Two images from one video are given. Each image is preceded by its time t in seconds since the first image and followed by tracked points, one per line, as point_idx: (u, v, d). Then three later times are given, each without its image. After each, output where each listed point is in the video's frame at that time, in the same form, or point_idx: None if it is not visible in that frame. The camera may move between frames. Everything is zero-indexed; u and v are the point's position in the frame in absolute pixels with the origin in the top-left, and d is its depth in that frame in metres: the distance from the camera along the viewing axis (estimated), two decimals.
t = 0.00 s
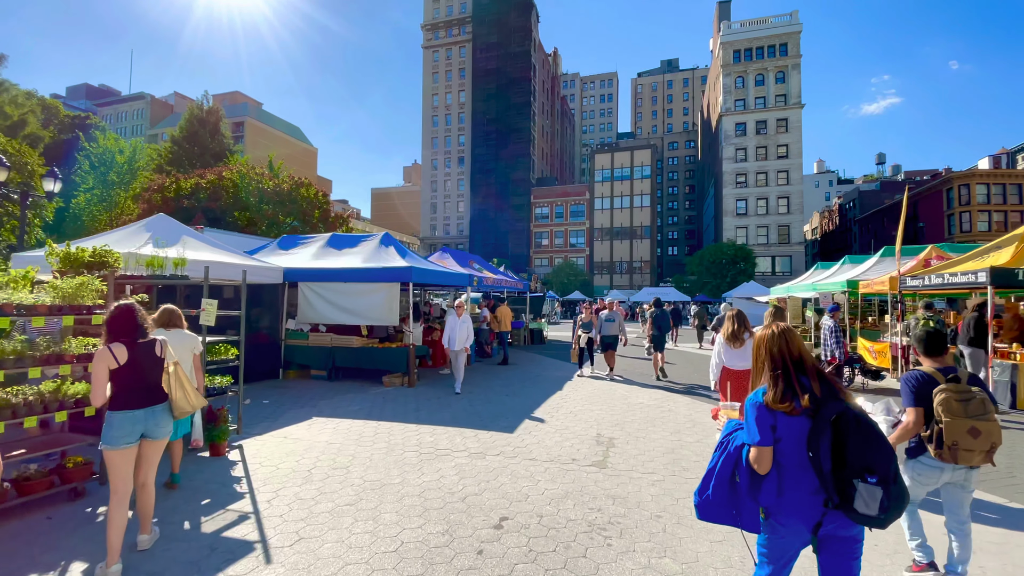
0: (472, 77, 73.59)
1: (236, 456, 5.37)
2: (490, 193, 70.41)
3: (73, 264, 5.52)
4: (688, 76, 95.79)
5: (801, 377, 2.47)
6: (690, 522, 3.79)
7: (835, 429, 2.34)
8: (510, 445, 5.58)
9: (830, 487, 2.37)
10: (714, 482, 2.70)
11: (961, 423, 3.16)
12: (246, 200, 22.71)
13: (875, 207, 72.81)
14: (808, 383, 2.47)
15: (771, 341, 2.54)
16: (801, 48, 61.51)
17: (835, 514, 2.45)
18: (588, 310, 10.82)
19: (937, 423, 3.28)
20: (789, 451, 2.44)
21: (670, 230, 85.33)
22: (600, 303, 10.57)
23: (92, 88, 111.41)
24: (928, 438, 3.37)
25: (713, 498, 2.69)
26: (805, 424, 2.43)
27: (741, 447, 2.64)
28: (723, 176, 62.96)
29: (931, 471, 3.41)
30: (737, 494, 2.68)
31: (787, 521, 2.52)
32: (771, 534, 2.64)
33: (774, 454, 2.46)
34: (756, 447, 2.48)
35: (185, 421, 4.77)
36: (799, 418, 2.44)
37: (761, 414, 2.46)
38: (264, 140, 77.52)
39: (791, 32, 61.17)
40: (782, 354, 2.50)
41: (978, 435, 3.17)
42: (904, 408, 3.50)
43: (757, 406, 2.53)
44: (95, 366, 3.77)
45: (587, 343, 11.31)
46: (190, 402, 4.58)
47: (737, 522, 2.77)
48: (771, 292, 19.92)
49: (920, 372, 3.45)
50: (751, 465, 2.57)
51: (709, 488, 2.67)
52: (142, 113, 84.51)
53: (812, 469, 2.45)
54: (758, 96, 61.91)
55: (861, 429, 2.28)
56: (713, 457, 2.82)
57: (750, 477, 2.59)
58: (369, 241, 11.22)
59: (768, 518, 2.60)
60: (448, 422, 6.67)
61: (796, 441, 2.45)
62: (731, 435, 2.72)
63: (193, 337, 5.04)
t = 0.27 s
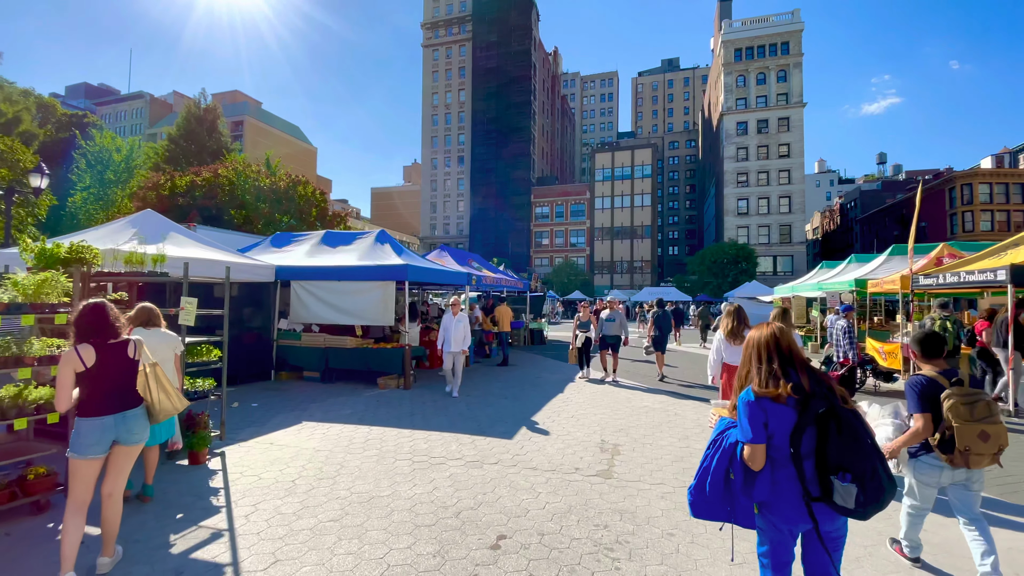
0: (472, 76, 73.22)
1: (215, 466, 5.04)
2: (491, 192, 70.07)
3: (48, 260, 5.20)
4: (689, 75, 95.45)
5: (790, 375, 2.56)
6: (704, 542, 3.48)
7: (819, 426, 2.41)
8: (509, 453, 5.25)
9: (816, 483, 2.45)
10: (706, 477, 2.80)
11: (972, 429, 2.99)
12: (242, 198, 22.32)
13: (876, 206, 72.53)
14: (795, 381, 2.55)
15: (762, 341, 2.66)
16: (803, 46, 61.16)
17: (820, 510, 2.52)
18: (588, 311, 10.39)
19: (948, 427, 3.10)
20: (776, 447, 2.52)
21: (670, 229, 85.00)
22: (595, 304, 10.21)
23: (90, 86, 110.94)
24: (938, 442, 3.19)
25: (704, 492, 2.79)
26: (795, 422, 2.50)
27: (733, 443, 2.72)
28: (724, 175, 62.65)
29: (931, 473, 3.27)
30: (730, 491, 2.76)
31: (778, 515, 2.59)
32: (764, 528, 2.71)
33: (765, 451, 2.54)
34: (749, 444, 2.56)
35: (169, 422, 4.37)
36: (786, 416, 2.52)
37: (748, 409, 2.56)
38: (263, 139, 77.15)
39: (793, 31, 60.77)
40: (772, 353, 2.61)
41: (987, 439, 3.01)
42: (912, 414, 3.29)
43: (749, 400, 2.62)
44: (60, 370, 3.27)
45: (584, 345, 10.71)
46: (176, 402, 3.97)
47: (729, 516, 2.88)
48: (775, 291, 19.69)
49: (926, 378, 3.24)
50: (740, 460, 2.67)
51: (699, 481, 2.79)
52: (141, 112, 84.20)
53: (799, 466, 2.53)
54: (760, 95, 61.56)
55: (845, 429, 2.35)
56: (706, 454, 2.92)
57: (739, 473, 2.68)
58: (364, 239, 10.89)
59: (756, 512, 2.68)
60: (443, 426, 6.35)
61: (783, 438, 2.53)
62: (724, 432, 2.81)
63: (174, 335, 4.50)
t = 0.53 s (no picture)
0: (472, 75, 72.82)
1: (195, 479, 4.69)
2: (491, 192, 69.71)
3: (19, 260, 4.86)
4: (689, 75, 95.05)
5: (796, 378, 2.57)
6: (726, 567, 3.17)
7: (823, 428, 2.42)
8: (510, 465, 4.91)
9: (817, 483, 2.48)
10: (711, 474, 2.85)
11: (981, 423, 2.97)
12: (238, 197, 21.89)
13: (878, 206, 72.17)
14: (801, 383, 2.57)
15: (769, 342, 2.68)
16: (805, 45, 60.79)
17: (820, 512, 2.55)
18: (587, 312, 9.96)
19: (956, 423, 3.09)
20: (778, 448, 2.56)
21: (671, 229, 84.67)
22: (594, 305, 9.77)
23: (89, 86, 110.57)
24: (946, 438, 3.17)
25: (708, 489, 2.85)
26: (799, 424, 2.52)
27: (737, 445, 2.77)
28: (725, 174, 62.28)
29: (947, 469, 3.18)
30: (729, 489, 2.79)
31: (779, 516, 2.63)
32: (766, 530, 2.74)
33: (766, 452, 2.57)
34: (750, 444, 2.61)
35: (142, 434, 4.05)
36: (789, 416, 2.54)
37: (751, 410, 2.60)
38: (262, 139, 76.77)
39: (795, 29, 60.42)
40: (777, 357, 2.62)
41: (998, 434, 2.96)
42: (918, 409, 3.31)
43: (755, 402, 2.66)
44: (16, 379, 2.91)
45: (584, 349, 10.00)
46: (145, 416, 3.59)
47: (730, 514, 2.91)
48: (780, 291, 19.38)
49: (933, 373, 3.26)
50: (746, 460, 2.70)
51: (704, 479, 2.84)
52: (141, 112, 83.85)
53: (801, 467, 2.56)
54: (762, 94, 61.19)
55: (847, 432, 2.34)
56: (712, 453, 2.97)
57: (744, 471, 2.72)
58: (360, 237, 10.55)
59: (759, 512, 2.71)
60: (440, 434, 6.01)
61: (787, 440, 2.55)
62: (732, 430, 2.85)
63: (147, 341, 4.16)
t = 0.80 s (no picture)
0: (472, 74, 72.45)
1: (173, 493, 4.36)
2: (491, 191, 69.37)
3: None
4: (690, 74, 94.67)
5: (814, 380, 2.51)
6: None
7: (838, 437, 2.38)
8: (514, 476, 4.59)
9: (834, 484, 2.46)
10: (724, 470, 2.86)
11: (992, 425, 3.04)
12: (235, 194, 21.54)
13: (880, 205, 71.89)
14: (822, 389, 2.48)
15: (788, 345, 2.59)
16: (806, 44, 60.48)
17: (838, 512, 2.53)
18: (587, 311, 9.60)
19: (969, 425, 3.15)
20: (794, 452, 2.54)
21: (672, 229, 84.37)
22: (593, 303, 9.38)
23: (88, 86, 109.95)
24: (959, 439, 3.24)
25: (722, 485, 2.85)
26: (817, 426, 2.49)
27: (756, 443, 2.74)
28: (727, 174, 61.94)
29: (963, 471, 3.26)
30: (751, 488, 2.78)
31: (795, 515, 2.63)
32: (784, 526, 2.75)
33: (786, 452, 2.54)
34: (769, 443, 2.58)
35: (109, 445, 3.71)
36: (806, 424, 2.50)
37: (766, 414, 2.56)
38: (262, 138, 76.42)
39: (797, 28, 60.09)
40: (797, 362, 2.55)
41: (1009, 437, 3.04)
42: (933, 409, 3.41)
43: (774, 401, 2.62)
44: None
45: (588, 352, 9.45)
46: (107, 432, 3.18)
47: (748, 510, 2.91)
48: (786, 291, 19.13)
49: (953, 376, 3.34)
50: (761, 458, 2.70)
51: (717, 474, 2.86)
52: (139, 110, 83.49)
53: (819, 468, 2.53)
54: (763, 92, 60.85)
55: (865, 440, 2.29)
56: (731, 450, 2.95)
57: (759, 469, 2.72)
58: (356, 234, 10.20)
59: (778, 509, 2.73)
60: (439, 441, 5.69)
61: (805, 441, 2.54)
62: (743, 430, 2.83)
63: (114, 340, 3.89)
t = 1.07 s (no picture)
0: (472, 73, 72.02)
1: (151, 510, 4.01)
2: (491, 191, 69.00)
3: None
4: (691, 73, 94.25)
5: (849, 372, 2.44)
6: None
7: (886, 426, 2.26)
8: (521, 491, 4.24)
9: (881, 480, 2.30)
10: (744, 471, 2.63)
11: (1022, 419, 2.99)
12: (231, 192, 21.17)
13: (881, 205, 71.53)
14: (857, 380, 2.42)
15: (817, 337, 2.52)
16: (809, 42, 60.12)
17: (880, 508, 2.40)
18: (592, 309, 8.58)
19: (999, 418, 3.10)
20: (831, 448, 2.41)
21: (672, 228, 84.02)
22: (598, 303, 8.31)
23: (87, 85, 109.39)
24: (987, 433, 3.19)
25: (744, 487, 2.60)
26: (857, 419, 2.37)
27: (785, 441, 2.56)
28: (728, 173, 61.53)
29: (988, 466, 3.22)
30: (772, 489, 2.55)
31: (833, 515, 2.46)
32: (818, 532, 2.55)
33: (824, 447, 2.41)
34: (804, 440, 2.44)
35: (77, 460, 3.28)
36: (846, 416, 2.39)
37: (804, 409, 2.42)
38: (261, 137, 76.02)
39: (799, 26, 59.73)
40: (828, 354, 2.48)
41: None
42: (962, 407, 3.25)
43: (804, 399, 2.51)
44: None
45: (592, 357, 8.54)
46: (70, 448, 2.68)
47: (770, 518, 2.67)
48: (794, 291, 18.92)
49: (979, 369, 3.20)
50: (790, 453, 2.50)
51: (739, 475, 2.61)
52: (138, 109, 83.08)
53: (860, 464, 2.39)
54: (765, 91, 60.45)
55: (918, 425, 2.18)
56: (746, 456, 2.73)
57: (786, 467, 2.51)
58: (354, 231, 9.84)
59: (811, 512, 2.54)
60: (439, 450, 5.34)
61: (843, 435, 2.41)
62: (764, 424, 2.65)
63: (79, 341, 3.57)
